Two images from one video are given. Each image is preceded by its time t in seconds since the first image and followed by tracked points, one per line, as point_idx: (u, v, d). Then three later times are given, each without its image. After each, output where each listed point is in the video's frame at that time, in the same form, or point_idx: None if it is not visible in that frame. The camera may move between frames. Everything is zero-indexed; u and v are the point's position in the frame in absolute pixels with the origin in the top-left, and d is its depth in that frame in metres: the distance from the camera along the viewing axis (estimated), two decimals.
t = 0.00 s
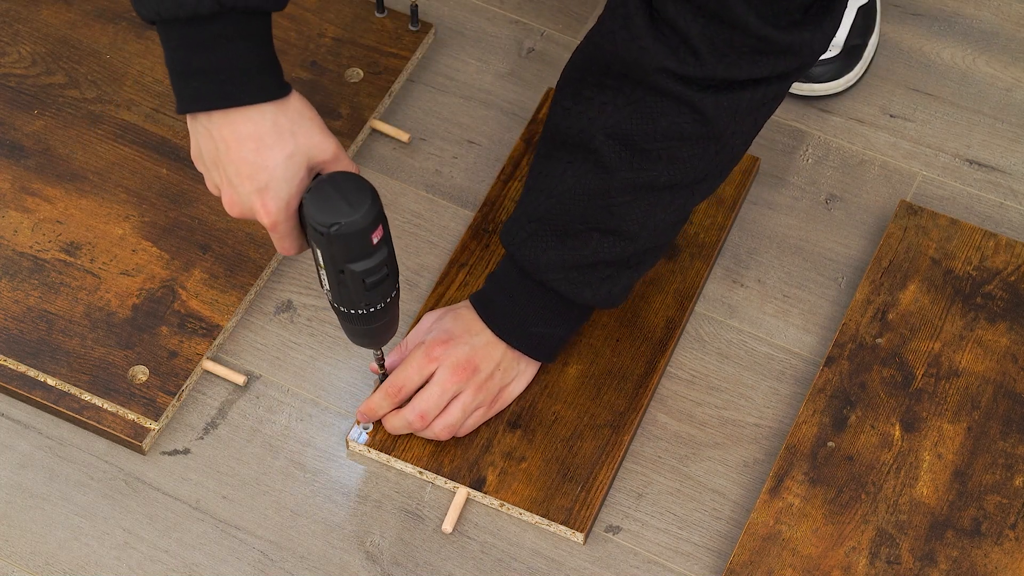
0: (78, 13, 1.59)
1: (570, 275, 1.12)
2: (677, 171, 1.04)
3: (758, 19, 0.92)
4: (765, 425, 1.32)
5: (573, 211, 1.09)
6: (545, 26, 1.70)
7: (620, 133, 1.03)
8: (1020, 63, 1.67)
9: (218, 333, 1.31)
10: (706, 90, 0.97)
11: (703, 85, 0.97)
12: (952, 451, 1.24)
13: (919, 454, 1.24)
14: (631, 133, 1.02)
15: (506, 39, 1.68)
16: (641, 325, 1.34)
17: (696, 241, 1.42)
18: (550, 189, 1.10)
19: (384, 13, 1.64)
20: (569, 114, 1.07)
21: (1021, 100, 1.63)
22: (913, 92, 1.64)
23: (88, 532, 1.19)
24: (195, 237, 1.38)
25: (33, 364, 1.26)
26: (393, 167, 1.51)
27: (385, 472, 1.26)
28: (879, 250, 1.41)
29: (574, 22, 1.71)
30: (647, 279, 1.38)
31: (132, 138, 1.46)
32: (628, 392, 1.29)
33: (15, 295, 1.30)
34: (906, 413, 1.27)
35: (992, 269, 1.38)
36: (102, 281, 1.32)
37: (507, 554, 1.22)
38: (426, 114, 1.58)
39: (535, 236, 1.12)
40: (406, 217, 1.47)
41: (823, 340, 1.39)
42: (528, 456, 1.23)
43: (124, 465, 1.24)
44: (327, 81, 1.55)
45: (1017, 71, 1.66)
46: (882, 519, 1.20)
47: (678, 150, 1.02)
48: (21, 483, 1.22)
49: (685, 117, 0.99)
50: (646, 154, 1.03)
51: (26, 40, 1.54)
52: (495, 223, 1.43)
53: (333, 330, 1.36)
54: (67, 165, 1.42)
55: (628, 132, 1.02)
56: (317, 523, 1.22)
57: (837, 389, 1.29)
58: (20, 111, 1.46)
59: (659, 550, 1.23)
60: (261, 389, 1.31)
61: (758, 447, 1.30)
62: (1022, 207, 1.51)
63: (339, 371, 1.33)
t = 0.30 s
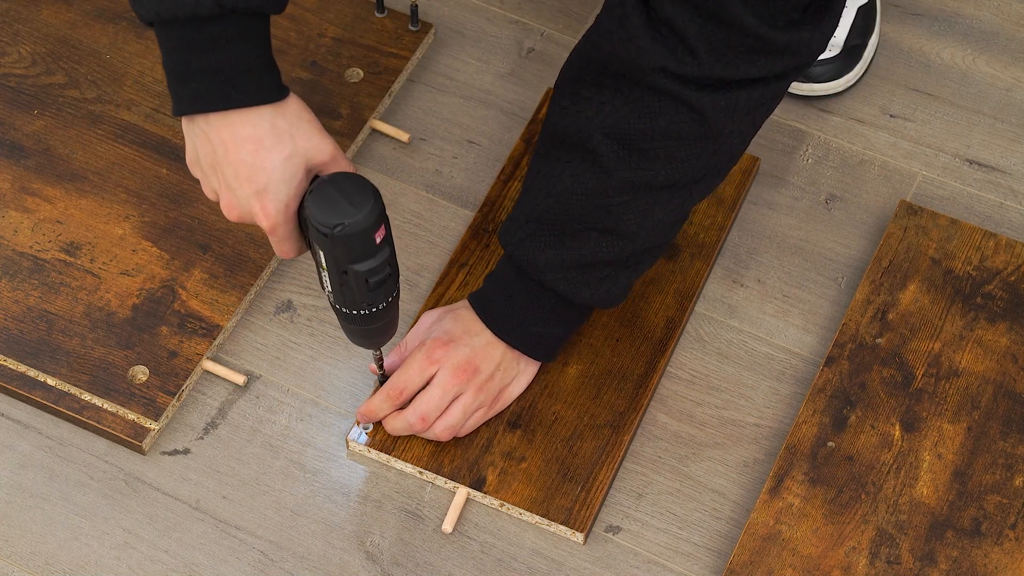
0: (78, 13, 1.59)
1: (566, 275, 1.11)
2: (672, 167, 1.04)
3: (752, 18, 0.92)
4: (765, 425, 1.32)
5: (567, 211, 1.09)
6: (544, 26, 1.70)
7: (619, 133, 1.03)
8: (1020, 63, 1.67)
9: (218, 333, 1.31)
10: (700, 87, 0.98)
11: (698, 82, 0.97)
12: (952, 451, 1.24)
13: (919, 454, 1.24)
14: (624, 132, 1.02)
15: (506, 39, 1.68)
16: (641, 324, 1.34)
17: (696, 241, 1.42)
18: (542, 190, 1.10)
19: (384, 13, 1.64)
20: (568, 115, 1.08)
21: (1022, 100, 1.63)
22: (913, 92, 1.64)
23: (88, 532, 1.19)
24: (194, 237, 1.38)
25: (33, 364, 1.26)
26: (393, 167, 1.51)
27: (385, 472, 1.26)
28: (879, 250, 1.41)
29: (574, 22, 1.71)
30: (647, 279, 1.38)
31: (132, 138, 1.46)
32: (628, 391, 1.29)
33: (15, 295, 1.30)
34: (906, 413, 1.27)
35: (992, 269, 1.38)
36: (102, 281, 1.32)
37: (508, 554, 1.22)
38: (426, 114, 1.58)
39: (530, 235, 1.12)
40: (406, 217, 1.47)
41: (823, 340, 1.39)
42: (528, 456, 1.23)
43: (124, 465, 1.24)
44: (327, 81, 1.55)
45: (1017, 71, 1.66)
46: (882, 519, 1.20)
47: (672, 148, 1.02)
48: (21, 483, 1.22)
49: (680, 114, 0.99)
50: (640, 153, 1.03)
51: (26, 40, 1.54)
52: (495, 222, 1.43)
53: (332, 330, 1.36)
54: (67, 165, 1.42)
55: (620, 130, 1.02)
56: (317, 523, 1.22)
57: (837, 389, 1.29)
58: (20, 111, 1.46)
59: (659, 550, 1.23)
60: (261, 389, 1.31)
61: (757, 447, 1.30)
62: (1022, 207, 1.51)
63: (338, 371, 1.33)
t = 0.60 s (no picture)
0: (78, 12, 1.59)
1: (563, 287, 1.04)
2: (686, 184, 1.01)
3: (776, 10, 0.92)
4: (765, 424, 1.32)
5: (578, 221, 1.05)
6: (545, 24, 1.70)
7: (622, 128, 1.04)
8: (1021, 61, 1.67)
9: (219, 332, 1.31)
10: (726, 95, 0.97)
11: (724, 87, 0.97)
12: (952, 449, 1.24)
13: (920, 452, 1.24)
14: (648, 145, 1.03)
15: (506, 37, 1.68)
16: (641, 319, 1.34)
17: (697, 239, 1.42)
18: (564, 199, 1.08)
19: (384, 11, 1.64)
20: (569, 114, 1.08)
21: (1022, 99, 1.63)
22: (914, 90, 1.63)
23: (89, 532, 1.19)
24: (195, 236, 1.37)
25: (33, 363, 1.26)
26: (394, 166, 1.51)
27: (387, 471, 1.26)
28: (879, 248, 1.41)
29: (575, 21, 1.71)
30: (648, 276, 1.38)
31: (132, 137, 1.45)
32: (630, 388, 1.29)
33: (16, 294, 1.30)
34: (907, 411, 1.27)
35: (993, 268, 1.38)
36: (102, 280, 1.32)
37: (509, 552, 1.22)
38: (426, 112, 1.57)
39: (537, 240, 1.06)
40: (406, 216, 1.47)
41: (823, 339, 1.39)
42: (533, 453, 1.23)
43: (125, 464, 1.24)
44: (328, 80, 1.55)
45: (1017, 69, 1.66)
46: (883, 518, 1.20)
47: (685, 158, 1.00)
48: (22, 482, 1.22)
49: (698, 121, 0.98)
50: (658, 168, 1.02)
51: (26, 39, 1.54)
52: (495, 219, 1.43)
53: (333, 329, 1.36)
54: (67, 164, 1.41)
55: (645, 143, 1.04)
56: (318, 521, 1.22)
57: (838, 388, 1.29)
58: (20, 110, 1.46)
59: (660, 549, 1.23)
60: (262, 388, 1.31)
61: (758, 445, 1.30)
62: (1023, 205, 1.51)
63: (339, 369, 1.33)
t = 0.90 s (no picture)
0: (78, 12, 1.59)
1: (552, 280, 1.06)
2: (676, 178, 1.01)
3: (765, 5, 0.90)
4: (765, 424, 1.32)
5: (570, 214, 1.06)
6: (545, 24, 1.70)
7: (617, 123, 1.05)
8: (1020, 61, 1.67)
9: (219, 332, 1.31)
10: (715, 90, 0.96)
11: (714, 82, 0.96)
12: (952, 449, 1.24)
13: (920, 452, 1.24)
14: (639, 140, 1.04)
15: (506, 37, 1.68)
16: (641, 319, 1.34)
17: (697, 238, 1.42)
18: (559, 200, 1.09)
19: (384, 11, 1.64)
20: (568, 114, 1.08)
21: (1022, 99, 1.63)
22: (914, 90, 1.63)
23: (89, 532, 1.19)
24: (195, 237, 1.37)
25: (33, 363, 1.26)
26: (394, 166, 1.51)
27: (387, 471, 1.26)
28: (879, 248, 1.41)
29: (575, 21, 1.71)
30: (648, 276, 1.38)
31: (132, 137, 1.45)
32: (630, 389, 1.28)
33: (15, 295, 1.30)
34: (907, 411, 1.27)
35: (993, 268, 1.38)
36: (102, 280, 1.32)
37: (509, 552, 1.22)
38: (426, 112, 1.57)
39: (528, 234, 1.09)
40: (406, 216, 1.47)
41: (823, 339, 1.39)
42: (533, 453, 1.23)
43: (125, 464, 1.24)
44: (328, 80, 1.55)
45: (1017, 69, 1.66)
46: (883, 518, 1.20)
47: (675, 153, 0.99)
48: (22, 482, 1.22)
49: (686, 115, 0.98)
50: (648, 162, 1.02)
51: (26, 39, 1.54)
52: (496, 219, 1.43)
53: (333, 329, 1.36)
54: (67, 164, 1.41)
55: (637, 138, 1.04)
56: (318, 521, 1.22)
57: (838, 388, 1.29)
58: (20, 110, 1.46)
59: (660, 549, 1.23)
60: (262, 388, 1.31)
61: (758, 445, 1.30)
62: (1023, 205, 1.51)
63: (339, 369, 1.33)
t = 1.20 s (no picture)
0: (78, 12, 1.59)
1: (569, 310, 1.05)
2: (678, 192, 0.99)
3: (760, 11, 0.91)
4: (766, 424, 1.32)
5: (576, 238, 1.04)
6: (545, 24, 1.70)
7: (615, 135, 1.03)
8: (1020, 61, 1.67)
9: (219, 332, 1.31)
10: (711, 98, 0.96)
11: (709, 89, 0.96)
12: (953, 449, 1.24)
13: (920, 452, 1.24)
14: (636, 151, 1.00)
15: (506, 37, 1.68)
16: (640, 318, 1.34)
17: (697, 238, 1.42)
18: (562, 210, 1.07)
19: (384, 11, 1.64)
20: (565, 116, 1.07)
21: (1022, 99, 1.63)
22: (914, 90, 1.63)
23: (89, 531, 1.19)
24: (195, 237, 1.37)
25: (33, 363, 1.26)
26: (394, 166, 1.51)
27: (387, 471, 1.26)
28: (879, 248, 1.41)
29: (575, 21, 1.71)
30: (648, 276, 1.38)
31: (132, 137, 1.45)
32: (630, 389, 1.28)
33: (15, 294, 1.30)
34: (907, 411, 1.27)
35: (993, 267, 1.39)
36: (102, 280, 1.32)
37: (509, 552, 1.22)
38: (426, 112, 1.57)
39: (535, 260, 1.06)
40: (406, 216, 1.47)
41: (824, 339, 1.39)
42: (532, 453, 1.23)
43: (125, 464, 1.24)
44: (328, 80, 1.55)
45: (1017, 69, 1.66)
46: (883, 518, 1.20)
47: (675, 166, 0.98)
48: (22, 482, 1.22)
49: (685, 125, 0.96)
50: (648, 175, 1.00)
51: (26, 39, 1.54)
52: (496, 219, 1.43)
53: (333, 329, 1.36)
54: (67, 163, 1.41)
55: (634, 150, 1.01)
56: (319, 521, 1.22)
57: (839, 388, 1.29)
58: (20, 110, 1.46)
59: (660, 549, 1.23)
60: (262, 387, 1.31)
61: (758, 445, 1.30)
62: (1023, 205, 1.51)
63: (339, 369, 1.33)
